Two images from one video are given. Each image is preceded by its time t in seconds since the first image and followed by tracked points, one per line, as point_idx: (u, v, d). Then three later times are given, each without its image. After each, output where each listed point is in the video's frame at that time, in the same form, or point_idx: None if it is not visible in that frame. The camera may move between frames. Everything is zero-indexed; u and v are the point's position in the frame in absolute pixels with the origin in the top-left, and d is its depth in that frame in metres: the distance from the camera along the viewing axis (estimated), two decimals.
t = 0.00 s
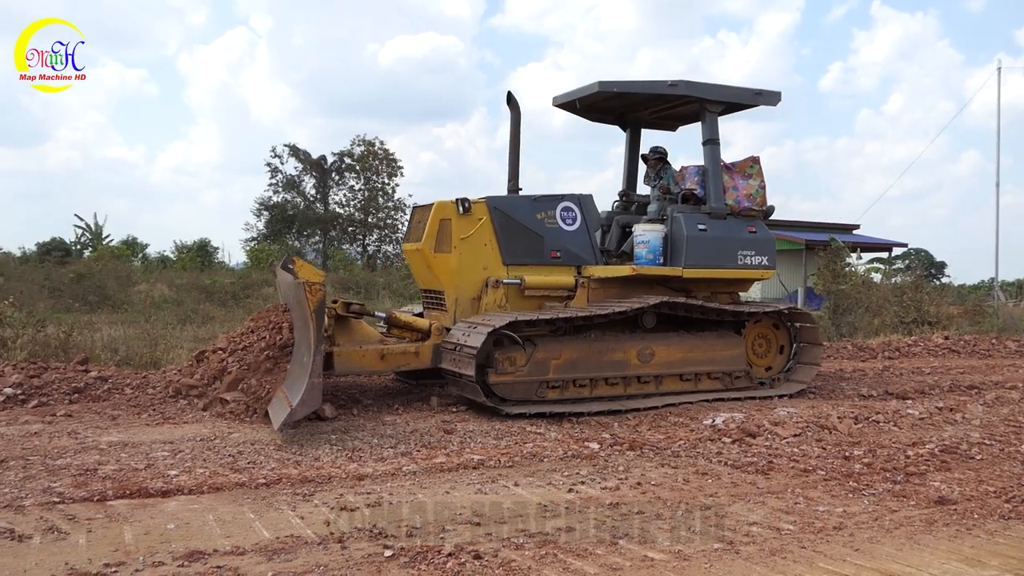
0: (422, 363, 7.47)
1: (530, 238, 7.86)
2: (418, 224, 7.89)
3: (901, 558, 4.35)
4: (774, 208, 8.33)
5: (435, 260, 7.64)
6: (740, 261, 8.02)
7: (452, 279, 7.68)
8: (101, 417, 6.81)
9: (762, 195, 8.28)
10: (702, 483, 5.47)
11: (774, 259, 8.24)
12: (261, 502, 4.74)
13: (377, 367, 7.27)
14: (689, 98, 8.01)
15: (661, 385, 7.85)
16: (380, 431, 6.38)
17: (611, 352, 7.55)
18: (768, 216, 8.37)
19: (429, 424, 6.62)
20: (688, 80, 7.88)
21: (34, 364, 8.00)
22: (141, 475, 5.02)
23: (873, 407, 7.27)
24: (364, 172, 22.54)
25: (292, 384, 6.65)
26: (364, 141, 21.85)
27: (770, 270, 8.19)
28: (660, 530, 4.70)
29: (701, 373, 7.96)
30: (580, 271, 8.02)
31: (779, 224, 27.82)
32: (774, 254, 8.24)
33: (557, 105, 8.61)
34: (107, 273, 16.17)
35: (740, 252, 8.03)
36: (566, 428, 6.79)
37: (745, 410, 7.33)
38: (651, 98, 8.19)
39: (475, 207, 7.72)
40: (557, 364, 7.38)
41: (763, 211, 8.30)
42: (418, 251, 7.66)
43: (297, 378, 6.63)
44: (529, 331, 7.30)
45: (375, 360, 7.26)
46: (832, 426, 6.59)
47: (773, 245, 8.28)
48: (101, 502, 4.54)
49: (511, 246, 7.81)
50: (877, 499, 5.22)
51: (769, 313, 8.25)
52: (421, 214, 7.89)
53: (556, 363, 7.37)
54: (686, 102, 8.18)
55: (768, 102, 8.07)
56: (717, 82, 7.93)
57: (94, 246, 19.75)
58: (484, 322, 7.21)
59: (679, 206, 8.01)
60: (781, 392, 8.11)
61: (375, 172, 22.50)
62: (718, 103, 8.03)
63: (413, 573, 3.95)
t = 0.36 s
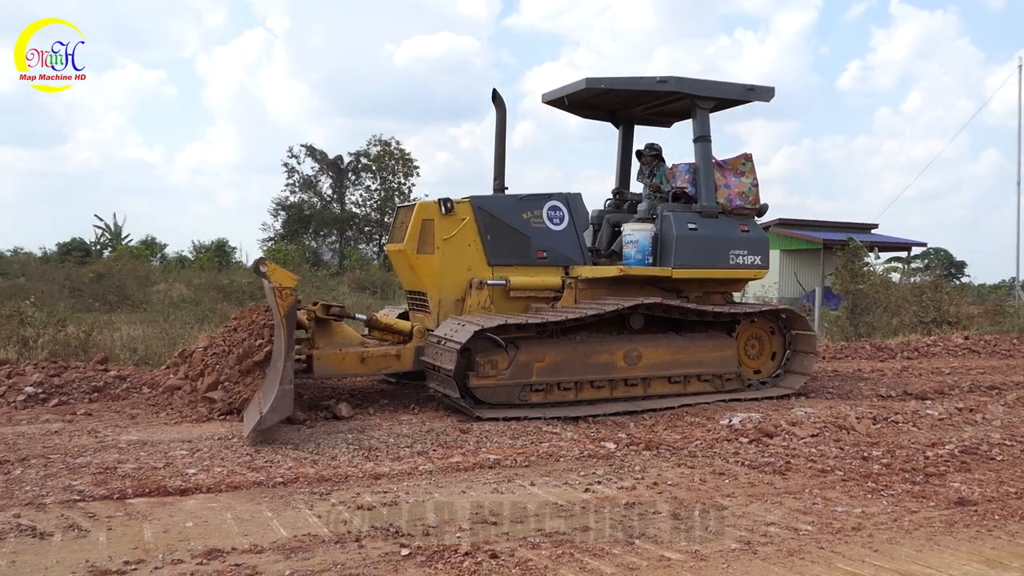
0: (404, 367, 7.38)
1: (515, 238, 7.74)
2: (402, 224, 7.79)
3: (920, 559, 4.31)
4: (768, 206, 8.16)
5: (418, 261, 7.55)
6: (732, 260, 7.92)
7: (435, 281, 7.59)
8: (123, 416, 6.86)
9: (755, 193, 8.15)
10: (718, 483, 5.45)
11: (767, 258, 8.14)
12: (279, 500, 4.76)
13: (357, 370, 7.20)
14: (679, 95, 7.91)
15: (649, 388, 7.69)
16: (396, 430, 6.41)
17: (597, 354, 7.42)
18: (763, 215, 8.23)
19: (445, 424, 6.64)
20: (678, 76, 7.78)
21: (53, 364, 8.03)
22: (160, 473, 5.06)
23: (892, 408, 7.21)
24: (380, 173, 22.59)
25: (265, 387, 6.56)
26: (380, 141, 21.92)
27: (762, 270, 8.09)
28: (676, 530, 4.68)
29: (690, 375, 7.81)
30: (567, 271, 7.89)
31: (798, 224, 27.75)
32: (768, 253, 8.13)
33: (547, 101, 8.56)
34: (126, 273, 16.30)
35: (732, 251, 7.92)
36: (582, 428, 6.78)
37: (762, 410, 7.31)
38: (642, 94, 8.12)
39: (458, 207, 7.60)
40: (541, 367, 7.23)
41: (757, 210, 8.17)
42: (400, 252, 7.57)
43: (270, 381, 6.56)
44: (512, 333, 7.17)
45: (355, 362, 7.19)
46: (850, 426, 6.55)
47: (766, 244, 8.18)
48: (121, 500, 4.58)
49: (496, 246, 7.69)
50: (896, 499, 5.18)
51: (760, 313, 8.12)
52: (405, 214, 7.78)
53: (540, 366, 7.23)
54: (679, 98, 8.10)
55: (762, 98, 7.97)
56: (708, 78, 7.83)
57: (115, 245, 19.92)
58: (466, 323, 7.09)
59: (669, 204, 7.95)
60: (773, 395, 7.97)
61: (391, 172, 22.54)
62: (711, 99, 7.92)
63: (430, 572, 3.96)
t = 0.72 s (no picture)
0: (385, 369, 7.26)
1: (499, 239, 7.63)
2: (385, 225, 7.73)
3: (940, 562, 4.27)
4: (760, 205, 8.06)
5: (399, 262, 7.47)
6: (722, 260, 7.77)
7: (417, 282, 7.50)
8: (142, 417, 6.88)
9: (747, 191, 8.07)
10: (735, 485, 5.43)
11: (758, 258, 7.98)
12: (295, 500, 4.78)
13: (336, 373, 7.10)
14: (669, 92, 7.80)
15: (635, 391, 7.53)
16: (412, 430, 6.42)
17: (581, 357, 7.27)
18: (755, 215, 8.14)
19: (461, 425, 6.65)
20: (667, 73, 7.68)
21: (71, 364, 8.06)
22: (177, 473, 5.09)
23: (910, 409, 7.16)
24: (396, 173, 22.63)
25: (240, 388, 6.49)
26: (395, 141, 21.94)
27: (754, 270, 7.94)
28: (692, 532, 4.66)
29: (678, 378, 7.64)
30: (553, 272, 7.76)
31: (815, 224, 27.63)
32: (760, 253, 7.97)
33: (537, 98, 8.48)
34: (145, 273, 16.45)
35: (722, 251, 7.78)
36: (597, 428, 6.78)
37: (779, 411, 7.28)
38: (631, 91, 8.03)
39: (440, 207, 7.52)
40: (522, 370, 7.09)
41: (749, 209, 8.08)
42: (382, 253, 7.50)
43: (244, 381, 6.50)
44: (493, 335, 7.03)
45: (334, 365, 7.09)
46: (868, 427, 6.51)
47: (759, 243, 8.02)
48: (139, 499, 4.61)
49: (480, 247, 7.59)
50: (914, 502, 5.14)
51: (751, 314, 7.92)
52: (388, 215, 7.72)
53: (522, 369, 7.09)
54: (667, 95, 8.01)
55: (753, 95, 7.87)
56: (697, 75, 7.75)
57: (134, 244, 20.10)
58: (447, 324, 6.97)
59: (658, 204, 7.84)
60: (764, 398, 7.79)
61: (406, 172, 22.56)
62: (700, 96, 7.83)
63: (445, 572, 3.97)
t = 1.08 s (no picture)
0: (362, 369, 7.15)
1: (481, 237, 7.50)
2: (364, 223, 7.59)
3: (956, 564, 4.24)
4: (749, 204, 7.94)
5: (378, 261, 7.32)
6: (709, 261, 7.67)
7: (396, 281, 7.35)
8: (156, 417, 6.84)
9: (735, 190, 8.02)
10: (748, 485, 5.41)
11: (747, 259, 7.85)
12: (308, 499, 4.79)
13: (311, 373, 6.95)
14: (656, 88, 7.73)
15: (617, 393, 7.43)
16: (426, 430, 6.44)
17: (561, 358, 7.18)
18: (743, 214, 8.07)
19: (475, 426, 6.65)
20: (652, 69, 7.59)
21: (87, 364, 8.08)
22: (192, 471, 5.12)
23: (925, 410, 7.11)
24: (408, 173, 22.65)
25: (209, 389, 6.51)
26: (408, 141, 21.95)
27: (742, 271, 7.82)
28: (706, 532, 4.65)
29: (661, 381, 7.53)
30: (536, 271, 7.64)
31: (829, 223, 27.49)
32: (749, 253, 7.84)
33: (525, 95, 8.42)
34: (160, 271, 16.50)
35: (709, 251, 7.67)
36: (610, 428, 6.76)
37: (793, 412, 7.25)
38: (618, 87, 7.95)
39: (420, 205, 7.39)
40: (501, 372, 7.02)
41: (737, 208, 8.00)
42: (360, 251, 7.35)
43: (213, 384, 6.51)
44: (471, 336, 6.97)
45: (310, 365, 6.95)
46: (883, 428, 6.47)
47: (748, 243, 7.91)
48: (154, 497, 4.64)
49: (461, 245, 7.46)
50: (930, 503, 5.10)
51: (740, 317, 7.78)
52: (367, 213, 7.59)
53: (500, 370, 7.02)
54: (654, 92, 7.95)
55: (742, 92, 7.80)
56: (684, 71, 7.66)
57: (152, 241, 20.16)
58: (425, 324, 6.89)
59: (644, 203, 7.74)
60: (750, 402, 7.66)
61: (419, 172, 22.58)
62: (688, 92, 7.76)
63: (458, 571, 3.98)
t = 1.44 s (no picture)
0: (340, 370, 7.04)
1: (462, 237, 7.46)
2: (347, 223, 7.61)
3: (973, 566, 4.22)
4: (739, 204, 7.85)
5: (359, 261, 7.34)
6: (697, 262, 7.51)
7: (376, 282, 7.36)
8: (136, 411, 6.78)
9: (725, 190, 7.92)
10: (762, 486, 5.39)
11: (737, 260, 7.68)
12: (323, 498, 4.81)
13: (287, 372, 6.88)
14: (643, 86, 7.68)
15: (601, 397, 7.25)
16: (440, 431, 6.47)
17: (542, 360, 7.04)
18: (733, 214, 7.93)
19: (488, 426, 6.65)
20: (639, 67, 7.55)
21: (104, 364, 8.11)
22: (207, 470, 5.16)
23: (942, 411, 7.06)
24: (422, 174, 22.70)
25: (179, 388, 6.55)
26: (423, 142, 21.98)
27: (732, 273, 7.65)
28: (719, 533, 4.64)
29: (647, 384, 7.34)
30: (520, 272, 7.54)
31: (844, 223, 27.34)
32: (738, 255, 7.67)
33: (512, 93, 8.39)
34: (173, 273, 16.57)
35: (696, 252, 7.51)
36: (623, 429, 6.75)
37: (808, 413, 7.21)
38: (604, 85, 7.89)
39: (401, 205, 7.37)
40: (479, 374, 6.89)
41: (727, 208, 7.86)
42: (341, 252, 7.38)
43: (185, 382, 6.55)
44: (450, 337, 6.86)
45: (287, 364, 6.87)
46: (899, 429, 6.43)
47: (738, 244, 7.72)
48: (170, 495, 4.67)
49: (442, 245, 7.43)
50: (946, 505, 5.07)
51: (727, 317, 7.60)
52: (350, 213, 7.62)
53: (478, 373, 6.89)
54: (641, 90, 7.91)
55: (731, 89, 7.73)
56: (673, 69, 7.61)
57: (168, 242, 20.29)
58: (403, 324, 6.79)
59: (631, 203, 7.64)
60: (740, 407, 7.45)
61: (433, 173, 22.61)
62: (676, 90, 7.70)
63: (471, 571, 3.99)
